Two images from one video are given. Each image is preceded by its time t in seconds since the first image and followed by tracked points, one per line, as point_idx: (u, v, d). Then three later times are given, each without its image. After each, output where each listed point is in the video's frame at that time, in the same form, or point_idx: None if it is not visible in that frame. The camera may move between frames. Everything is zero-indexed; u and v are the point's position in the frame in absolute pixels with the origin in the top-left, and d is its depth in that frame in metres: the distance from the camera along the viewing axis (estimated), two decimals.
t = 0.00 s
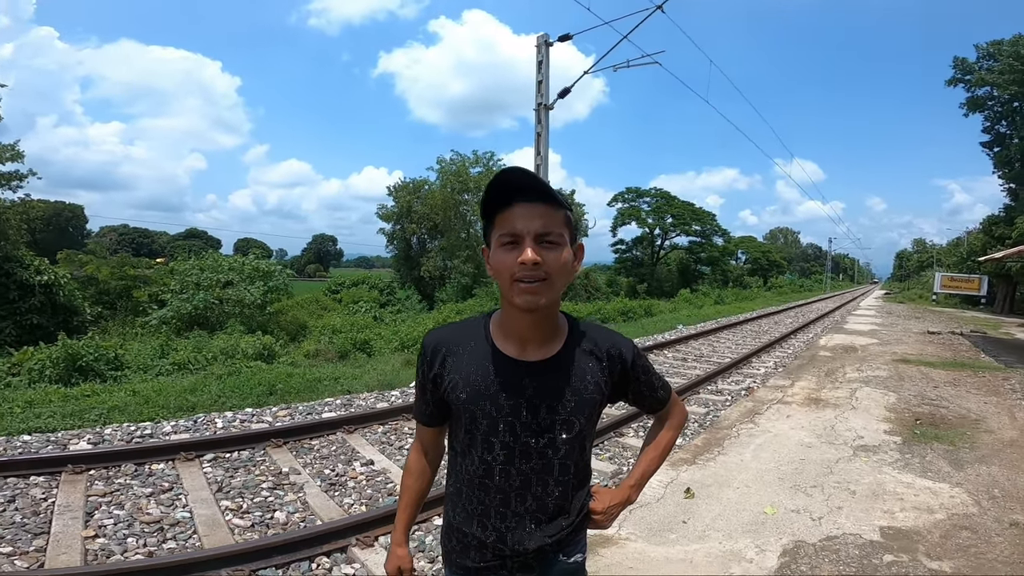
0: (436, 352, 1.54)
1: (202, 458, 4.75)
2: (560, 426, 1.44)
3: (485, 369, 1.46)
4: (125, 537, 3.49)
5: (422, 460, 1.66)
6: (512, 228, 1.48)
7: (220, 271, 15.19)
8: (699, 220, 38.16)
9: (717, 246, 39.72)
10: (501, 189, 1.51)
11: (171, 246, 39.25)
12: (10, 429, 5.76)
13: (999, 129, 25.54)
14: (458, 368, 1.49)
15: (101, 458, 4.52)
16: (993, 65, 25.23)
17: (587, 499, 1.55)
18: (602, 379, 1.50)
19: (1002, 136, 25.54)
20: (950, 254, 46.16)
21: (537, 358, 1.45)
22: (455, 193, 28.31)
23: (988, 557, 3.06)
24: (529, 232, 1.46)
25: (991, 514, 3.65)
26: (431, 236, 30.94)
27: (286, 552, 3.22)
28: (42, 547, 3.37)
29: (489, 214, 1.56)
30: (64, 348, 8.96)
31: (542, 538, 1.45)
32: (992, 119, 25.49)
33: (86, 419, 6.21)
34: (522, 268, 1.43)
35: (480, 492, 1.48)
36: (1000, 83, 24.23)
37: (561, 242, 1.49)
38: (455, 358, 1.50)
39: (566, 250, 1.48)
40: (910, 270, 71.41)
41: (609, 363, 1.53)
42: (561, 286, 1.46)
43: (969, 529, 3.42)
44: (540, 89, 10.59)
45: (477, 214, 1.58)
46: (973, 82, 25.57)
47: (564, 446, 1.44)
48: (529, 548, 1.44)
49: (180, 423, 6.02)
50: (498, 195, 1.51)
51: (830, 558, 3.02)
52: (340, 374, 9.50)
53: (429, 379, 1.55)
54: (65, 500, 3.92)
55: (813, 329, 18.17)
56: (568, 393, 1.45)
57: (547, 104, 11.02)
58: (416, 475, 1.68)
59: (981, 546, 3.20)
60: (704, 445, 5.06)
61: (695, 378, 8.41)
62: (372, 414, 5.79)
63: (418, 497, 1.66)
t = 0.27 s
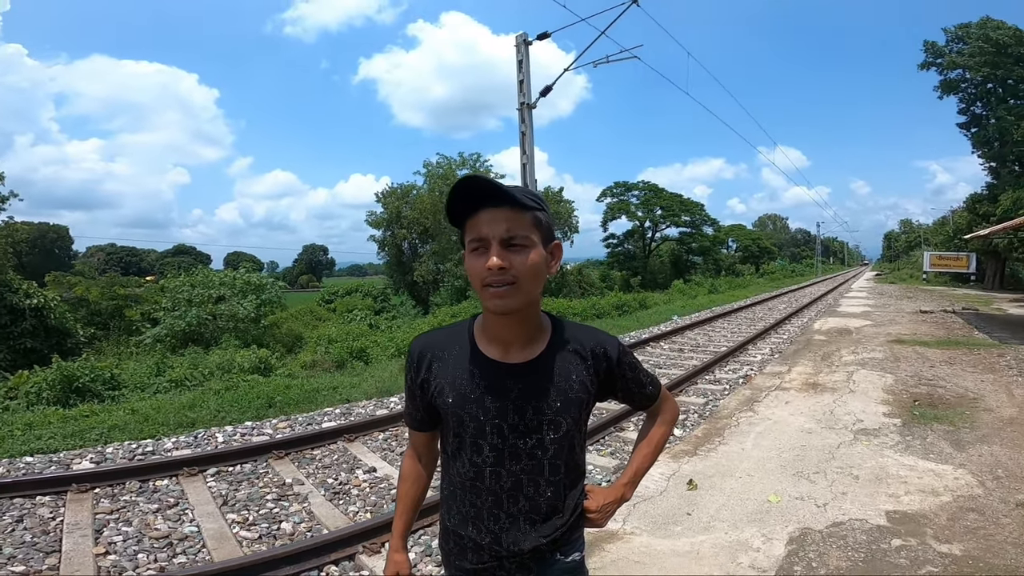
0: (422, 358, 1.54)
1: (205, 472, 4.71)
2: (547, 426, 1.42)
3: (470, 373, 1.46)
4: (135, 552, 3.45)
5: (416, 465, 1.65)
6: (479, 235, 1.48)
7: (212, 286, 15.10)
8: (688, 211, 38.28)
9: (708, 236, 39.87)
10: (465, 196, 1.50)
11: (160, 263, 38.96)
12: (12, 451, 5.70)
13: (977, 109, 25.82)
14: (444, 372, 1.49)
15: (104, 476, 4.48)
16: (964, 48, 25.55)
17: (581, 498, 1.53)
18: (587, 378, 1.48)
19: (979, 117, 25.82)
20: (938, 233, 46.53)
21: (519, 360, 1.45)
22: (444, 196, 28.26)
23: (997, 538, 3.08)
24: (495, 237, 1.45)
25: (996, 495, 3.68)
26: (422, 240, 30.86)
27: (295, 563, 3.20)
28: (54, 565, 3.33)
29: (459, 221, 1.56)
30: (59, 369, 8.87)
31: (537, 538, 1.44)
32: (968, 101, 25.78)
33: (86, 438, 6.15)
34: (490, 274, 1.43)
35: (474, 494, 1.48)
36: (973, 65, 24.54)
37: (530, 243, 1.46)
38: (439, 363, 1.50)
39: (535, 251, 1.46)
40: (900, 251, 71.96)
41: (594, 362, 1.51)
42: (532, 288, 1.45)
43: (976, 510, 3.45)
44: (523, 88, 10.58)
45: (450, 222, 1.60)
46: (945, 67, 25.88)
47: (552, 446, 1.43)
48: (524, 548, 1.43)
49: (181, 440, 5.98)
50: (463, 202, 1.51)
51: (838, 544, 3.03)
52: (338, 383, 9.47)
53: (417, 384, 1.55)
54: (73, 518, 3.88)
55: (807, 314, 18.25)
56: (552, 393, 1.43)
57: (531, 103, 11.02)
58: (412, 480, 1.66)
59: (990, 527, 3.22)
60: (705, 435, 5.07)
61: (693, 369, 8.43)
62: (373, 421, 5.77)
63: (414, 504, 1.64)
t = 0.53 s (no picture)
0: (419, 356, 1.55)
1: (206, 473, 4.71)
2: (543, 423, 1.43)
3: (465, 371, 1.47)
4: (138, 554, 3.45)
5: (417, 463, 1.66)
6: (466, 235, 1.48)
7: (209, 287, 15.08)
8: (685, 207, 38.29)
9: (705, 231, 39.90)
10: (451, 197, 1.50)
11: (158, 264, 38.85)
12: (12, 454, 5.68)
13: (971, 103, 25.86)
14: (439, 370, 1.50)
15: (105, 478, 4.47)
16: (957, 43, 25.60)
17: (578, 496, 1.53)
18: (583, 375, 1.48)
19: (974, 111, 25.87)
20: (934, 226, 46.62)
21: (514, 358, 1.45)
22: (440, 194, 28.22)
23: (995, 532, 3.10)
24: (480, 237, 1.45)
25: (994, 488, 3.70)
26: (419, 238, 30.83)
27: (297, 563, 3.20)
28: (58, 567, 3.33)
29: (449, 222, 1.57)
30: (58, 372, 8.84)
31: (534, 535, 1.44)
32: (962, 96, 25.82)
33: (86, 440, 6.15)
34: (476, 274, 1.43)
35: (472, 491, 1.49)
36: (967, 59, 24.57)
37: (516, 243, 1.45)
38: (435, 361, 1.51)
39: (521, 250, 1.44)
40: (896, 244, 72.13)
41: (590, 359, 1.51)
42: (519, 287, 1.43)
43: (974, 503, 3.46)
44: (519, 85, 10.56)
45: (442, 224, 1.61)
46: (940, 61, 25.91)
47: (548, 443, 1.43)
48: (521, 545, 1.44)
49: (181, 441, 5.97)
50: (450, 203, 1.51)
51: (838, 539, 3.05)
52: (337, 382, 9.46)
53: (414, 382, 1.56)
54: (75, 520, 3.88)
55: (805, 308, 18.28)
56: (547, 390, 1.44)
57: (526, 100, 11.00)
58: (413, 478, 1.67)
59: (987, 521, 3.24)
60: (704, 431, 5.09)
61: (691, 364, 8.45)
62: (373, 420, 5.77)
63: (416, 502, 1.65)
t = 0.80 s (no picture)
0: (425, 343, 1.55)
1: (211, 462, 4.75)
2: (547, 414, 1.42)
3: (470, 359, 1.46)
4: (141, 542, 3.49)
5: (422, 451, 1.66)
6: (471, 222, 1.47)
7: (217, 276, 15.16)
8: (693, 203, 38.09)
9: (714, 228, 39.68)
10: (455, 185, 1.49)
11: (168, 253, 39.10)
12: (19, 442, 5.75)
13: (988, 103, 25.51)
14: (445, 358, 1.50)
15: (112, 466, 4.52)
16: (976, 42, 25.21)
17: (581, 488, 1.53)
18: (589, 366, 1.47)
19: (990, 111, 25.52)
20: (946, 227, 46.13)
21: (520, 346, 1.44)
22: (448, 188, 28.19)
23: (997, 534, 3.08)
24: (484, 225, 1.44)
25: (999, 490, 3.67)
26: (426, 230, 30.85)
27: (298, 552, 3.23)
28: (62, 555, 3.37)
29: (455, 211, 1.57)
30: (67, 359, 8.93)
31: (536, 526, 1.44)
32: (979, 96, 25.47)
33: (94, 428, 6.21)
34: (479, 261, 1.43)
35: (475, 481, 1.49)
36: (984, 59, 24.23)
37: (520, 231, 1.44)
38: (440, 349, 1.51)
39: (525, 238, 1.43)
40: (907, 244, 71.50)
41: (597, 350, 1.49)
42: (523, 275, 1.42)
43: (978, 505, 3.43)
44: (528, 79, 10.51)
45: (448, 212, 1.61)
46: (957, 60, 25.55)
47: (551, 435, 1.43)
48: (522, 536, 1.44)
49: (187, 429, 6.02)
50: (455, 191, 1.50)
51: (839, 538, 3.03)
52: (342, 373, 9.51)
53: (420, 369, 1.56)
54: (80, 509, 3.92)
55: (813, 307, 18.17)
56: (552, 380, 1.43)
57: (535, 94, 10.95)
58: (419, 465, 1.67)
59: (990, 523, 3.21)
60: (708, 428, 5.07)
61: (696, 361, 8.42)
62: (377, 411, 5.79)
63: (421, 491, 1.65)
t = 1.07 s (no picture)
0: (441, 343, 1.55)
1: (224, 457, 4.81)
2: (560, 416, 1.42)
3: (485, 360, 1.46)
4: (153, 536, 3.54)
5: (436, 451, 1.67)
6: (487, 225, 1.47)
7: (235, 272, 15.34)
8: (710, 206, 37.77)
9: (730, 231, 39.31)
10: (471, 187, 1.49)
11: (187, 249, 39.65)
12: (39, 434, 5.87)
13: (1015, 107, 24.95)
14: (460, 359, 1.50)
15: (128, 460, 4.59)
16: (1004, 44, 24.67)
17: (593, 492, 1.51)
18: (604, 369, 1.46)
19: (1017, 115, 24.97)
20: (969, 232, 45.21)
21: (535, 348, 1.44)
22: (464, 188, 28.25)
23: (1014, 543, 3.01)
24: (500, 228, 1.44)
25: (1017, 499, 3.59)
26: (441, 230, 30.94)
27: (306, 548, 3.25)
28: (76, 548, 3.43)
29: (472, 212, 1.56)
30: (88, 353, 9.10)
31: (545, 529, 1.43)
32: (1006, 99, 24.92)
33: (112, 421, 6.32)
34: (495, 265, 1.42)
35: (486, 481, 1.49)
36: (1011, 62, 23.71)
37: (536, 234, 1.43)
38: (456, 349, 1.51)
39: (541, 241, 1.42)
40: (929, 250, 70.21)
41: (612, 354, 1.48)
42: (538, 278, 1.42)
43: (995, 514, 3.36)
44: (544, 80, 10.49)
45: (464, 212, 1.60)
46: (983, 63, 25.03)
47: (563, 437, 1.42)
48: (531, 537, 1.44)
49: (203, 424, 6.10)
50: (471, 193, 1.50)
51: (851, 545, 2.98)
52: (355, 370, 9.57)
53: (436, 369, 1.56)
54: (96, 502, 3.98)
55: (830, 312, 17.91)
56: (565, 382, 1.42)
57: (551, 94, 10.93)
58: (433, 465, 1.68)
59: (1007, 532, 3.14)
60: (721, 432, 5.03)
61: (710, 364, 8.35)
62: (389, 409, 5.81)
63: (434, 490, 1.65)
